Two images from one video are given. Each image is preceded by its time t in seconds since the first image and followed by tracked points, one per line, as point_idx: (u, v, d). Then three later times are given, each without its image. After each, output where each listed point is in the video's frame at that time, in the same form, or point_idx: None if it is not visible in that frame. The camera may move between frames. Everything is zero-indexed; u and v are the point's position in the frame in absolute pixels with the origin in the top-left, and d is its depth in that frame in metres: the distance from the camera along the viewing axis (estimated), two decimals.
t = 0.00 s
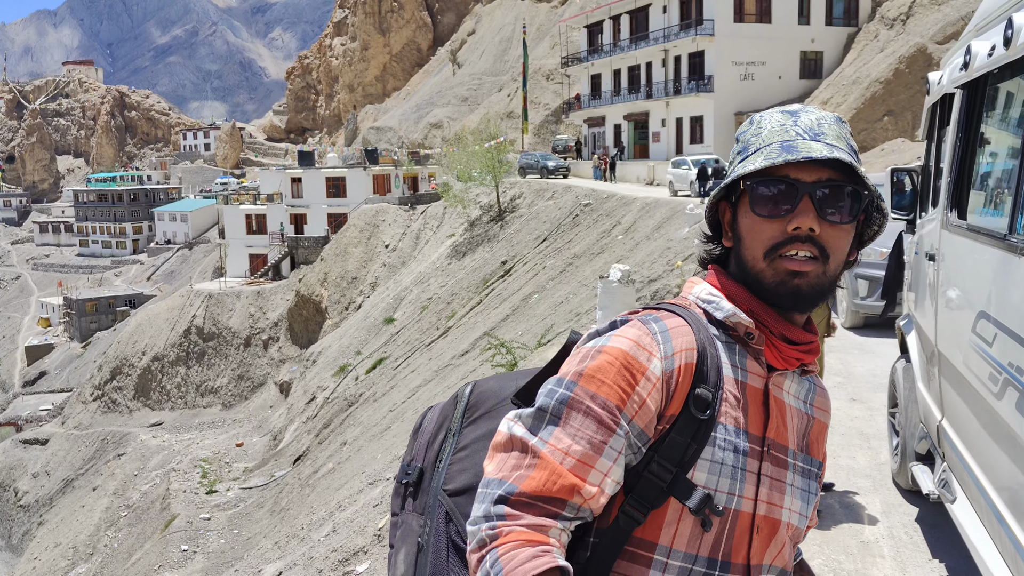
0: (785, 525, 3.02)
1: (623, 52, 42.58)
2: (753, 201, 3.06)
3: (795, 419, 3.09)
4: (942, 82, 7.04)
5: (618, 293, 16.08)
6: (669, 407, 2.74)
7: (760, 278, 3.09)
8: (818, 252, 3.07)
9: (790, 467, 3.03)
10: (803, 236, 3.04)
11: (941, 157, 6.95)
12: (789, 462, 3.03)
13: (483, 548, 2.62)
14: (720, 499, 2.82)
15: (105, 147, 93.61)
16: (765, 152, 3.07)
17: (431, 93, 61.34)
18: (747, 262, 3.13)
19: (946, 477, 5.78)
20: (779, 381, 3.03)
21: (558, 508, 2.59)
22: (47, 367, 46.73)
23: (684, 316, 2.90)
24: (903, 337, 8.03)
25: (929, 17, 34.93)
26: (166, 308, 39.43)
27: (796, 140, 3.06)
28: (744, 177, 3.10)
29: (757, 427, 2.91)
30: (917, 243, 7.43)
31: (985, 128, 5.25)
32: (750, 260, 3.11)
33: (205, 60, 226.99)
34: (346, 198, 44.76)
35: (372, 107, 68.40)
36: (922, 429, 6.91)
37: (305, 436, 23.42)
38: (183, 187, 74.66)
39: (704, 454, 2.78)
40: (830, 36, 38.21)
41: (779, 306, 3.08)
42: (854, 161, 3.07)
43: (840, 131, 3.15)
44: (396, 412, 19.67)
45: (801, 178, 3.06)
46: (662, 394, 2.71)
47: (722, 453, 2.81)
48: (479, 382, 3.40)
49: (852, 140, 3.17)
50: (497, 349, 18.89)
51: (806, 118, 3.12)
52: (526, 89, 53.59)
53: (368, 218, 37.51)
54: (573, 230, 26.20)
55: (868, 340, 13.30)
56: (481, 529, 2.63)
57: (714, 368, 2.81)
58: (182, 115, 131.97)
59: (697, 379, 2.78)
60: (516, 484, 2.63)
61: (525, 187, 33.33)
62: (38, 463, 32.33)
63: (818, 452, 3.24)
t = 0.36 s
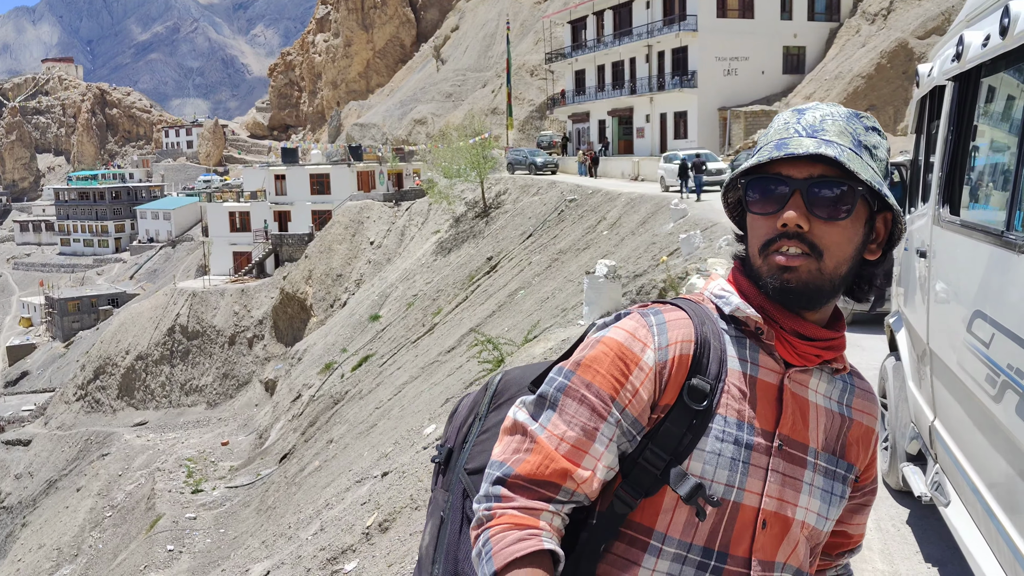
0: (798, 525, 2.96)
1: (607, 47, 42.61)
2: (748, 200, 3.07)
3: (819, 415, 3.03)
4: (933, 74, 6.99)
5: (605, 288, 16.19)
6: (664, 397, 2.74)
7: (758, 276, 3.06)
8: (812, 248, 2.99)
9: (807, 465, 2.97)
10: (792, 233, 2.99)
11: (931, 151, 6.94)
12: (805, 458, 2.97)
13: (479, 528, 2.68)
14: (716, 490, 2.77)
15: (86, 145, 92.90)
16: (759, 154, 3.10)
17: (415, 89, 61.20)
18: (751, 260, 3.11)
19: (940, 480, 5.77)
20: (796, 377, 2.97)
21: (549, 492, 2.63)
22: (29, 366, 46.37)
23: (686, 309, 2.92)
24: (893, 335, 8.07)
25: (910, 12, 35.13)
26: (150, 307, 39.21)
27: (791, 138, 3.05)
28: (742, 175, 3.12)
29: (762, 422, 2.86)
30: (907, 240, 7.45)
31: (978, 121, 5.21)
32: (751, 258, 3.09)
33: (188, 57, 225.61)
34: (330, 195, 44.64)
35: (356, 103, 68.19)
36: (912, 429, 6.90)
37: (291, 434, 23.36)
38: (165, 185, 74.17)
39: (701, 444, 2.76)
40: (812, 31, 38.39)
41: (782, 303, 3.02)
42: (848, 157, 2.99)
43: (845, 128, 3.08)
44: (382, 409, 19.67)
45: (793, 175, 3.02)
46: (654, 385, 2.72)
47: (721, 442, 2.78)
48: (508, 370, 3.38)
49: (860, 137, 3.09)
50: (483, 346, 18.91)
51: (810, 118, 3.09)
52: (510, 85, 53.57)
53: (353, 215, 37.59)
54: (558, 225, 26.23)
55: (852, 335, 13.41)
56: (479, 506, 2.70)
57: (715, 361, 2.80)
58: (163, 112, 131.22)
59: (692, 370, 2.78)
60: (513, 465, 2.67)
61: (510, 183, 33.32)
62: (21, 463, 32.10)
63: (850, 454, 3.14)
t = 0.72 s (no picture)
0: (791, 548, 2.72)
1: (592, 46, 42.62)
2: (733, 211, 2.95)
3: (842, 437, 2.75)
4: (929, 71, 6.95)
5: (594, 287, 16.22)
6: (642, 399, 2.74)
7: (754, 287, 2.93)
8: (784, 264, 2.78)
9: (813, 490, 2.73)
10: (762, 248, 2.81)
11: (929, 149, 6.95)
12: (813, 481, 2.73)
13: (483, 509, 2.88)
14: (690, 498, 2.69)
15: (69, 145, 92.19)
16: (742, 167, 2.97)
17: (400, 88, 61.07)
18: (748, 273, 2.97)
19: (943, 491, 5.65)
20: (809, 392, 2.75)
21: (534, 481, 2.74)
22: (11, 368, 45.95)
23: (682, 314, 2.88)
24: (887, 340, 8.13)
25: (893, 11, 35.31)
26: (134, 307, 38.93)
27: (767, 148, 2.88)
28: (735, 185, 3.00)
29: (754, 434, 2.72)
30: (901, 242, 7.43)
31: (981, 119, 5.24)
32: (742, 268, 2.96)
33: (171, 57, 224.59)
34: (316, 195, 44.46)
35: (341, 103, 68.00)
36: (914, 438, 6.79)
37: (278, 435, 23.25)
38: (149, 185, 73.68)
39: (677, 448, 2.73)
40: (796, 30, 38.56)
41: (764, 317, 2.82)
42: (811, 165, 2.72)
43: (828, 131, 2.77)
44: (370, 409, 19.63)
45: (766, 185, 2.83)
46: (630, 387, 2.73)
47: (697, 447, 2.71)
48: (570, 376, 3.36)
49: (843, 138, 2.76)
50: (472, 345, 18.90)
51: (797, 122, 2.86)
52: (496, 84, 53.55)
53: (339, 214, 37.48)
54: (545, 224, 26.24)
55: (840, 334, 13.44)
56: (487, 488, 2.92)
57: (701, 368, 2.76)
58: (146, 111, 130.46)
59: (673, 374, 2.75)
60: (511, 454, 2.85)
61: (496, 182, 33.28)
62: (5, 466, 31.83)
63: (894, 484, 2.78)
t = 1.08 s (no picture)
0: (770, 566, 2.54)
1: (579, 53, 42.72)
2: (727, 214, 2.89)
3: (833, 455, 2.53)
4: (930, 69, 6.70)
5: (582, 292, 16.24)
6: (630, 398, 2.74)
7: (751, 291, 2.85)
8: (760, 265, 2.67)
9: (792, 508, 2.55)
10: (741, 251, 2.71)
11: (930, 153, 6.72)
12: (794, 497, 2.55)
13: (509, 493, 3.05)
14: (662, 499, 2.63)
15: (54, 151, 91.66)
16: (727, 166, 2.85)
17: (388, 95, 61.07)
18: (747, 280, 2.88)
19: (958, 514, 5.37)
20: (801, 402, 2.57)
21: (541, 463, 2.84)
22: None
23: (683, 317, 2.85)
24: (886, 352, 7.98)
25: (878, 19, 35.56)
26: (120, 314, 38.70)
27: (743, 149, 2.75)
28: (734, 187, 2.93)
29: (735, 442, 2.62)
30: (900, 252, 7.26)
31: (985, 122, 5.00)
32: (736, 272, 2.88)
33: (157, 62, 224.05)
34: (303, 201, 44.48)
35: (328, 108, 67.88)
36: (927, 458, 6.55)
37: (264, 442, 23.12)
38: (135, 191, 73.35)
39: (657, 449, 2.70)
40: (782, 37, 38.79)
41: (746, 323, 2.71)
42: (777, 163, 2.58)
43: (804, 127, 2.61)
44: (357, 416, 19.58)
45: (744, 185, 2.72)
46: (618, 384, 2.74)
47: (674, 450, 2.66)
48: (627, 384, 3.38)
49: (817, 134, 2.57)
50: (459, 351, 18.88)
51: (778, 121, 2.71)
52: (483, 91, 53.61)
53: (326, 220, 37.36)
54: (533, 230, 26.27)
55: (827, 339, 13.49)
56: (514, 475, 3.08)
57: (689, 369, 2.72)
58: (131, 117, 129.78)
59: (659, 373, 2.72)
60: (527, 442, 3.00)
61: (483, 188, 33.27)
62: None
63: (893, 511, 2.49)
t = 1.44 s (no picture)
0: None
1: (574, 60, 42.87)
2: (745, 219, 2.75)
3: (842, 467, 2.48)
4: (931, 73, 6.34)
5: (576, 298, 16.30)
6: (633, 408, 2.66)
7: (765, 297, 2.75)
8: (781, 268, 2.55)
9: (799, 522, 2.49)
10: (759, 251, 2.59)
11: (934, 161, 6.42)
12: (802, 511, 2.50)
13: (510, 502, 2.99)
14: (665, 513, 2.57)
15: (48, 155, 91.53)
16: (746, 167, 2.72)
17: (383, 100, 61.24)
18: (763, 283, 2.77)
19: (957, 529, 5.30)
20: (810, 412, 2.51)
21: (541, 471, 2.78)
22: None
23: (688, 322, 2.77)
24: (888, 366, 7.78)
25: (870, 27, 35.78)
26: (113, 318, 38.64)
27: (766, 148, 2.63)
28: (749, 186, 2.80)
29: (742, 453, 2.54)
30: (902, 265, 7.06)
31: (998, 127, 4.72)
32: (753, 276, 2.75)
33: (152, 67, 224.12)
34: (298, 205, 44.41)
35: (324, 113, 67.99)
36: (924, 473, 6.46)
37: (258, 446, 23.11)
38: (130, 195, 73.27)
39: (662, 460, 2.62)
40: (775, 45, 38.98)
41: (762, 328, 2.60)
42: (805, 163, 2.46)
43: (831, 128, 2.47)
44: (351, 420, 19.60)
45: (765, 186, 2.60)
46: (622, 393, 2.66)
47: (679, 461, 2.58)
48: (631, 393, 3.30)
49: (846, 135, 2.45)
50: (454, 356, 18.94)
51: (802, 121, 2.59)
52: (478, 96, 53.76)
53: (321, 225, 37.41)
54: (527, 235, 26.36)
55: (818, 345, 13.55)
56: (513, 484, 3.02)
57: (695, 378, 2.64)
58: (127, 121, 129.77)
59: (664, 383, 2.65)
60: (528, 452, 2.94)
61: (478, 194, 33.33)
62: None
63: (902, 526, 2.46)
